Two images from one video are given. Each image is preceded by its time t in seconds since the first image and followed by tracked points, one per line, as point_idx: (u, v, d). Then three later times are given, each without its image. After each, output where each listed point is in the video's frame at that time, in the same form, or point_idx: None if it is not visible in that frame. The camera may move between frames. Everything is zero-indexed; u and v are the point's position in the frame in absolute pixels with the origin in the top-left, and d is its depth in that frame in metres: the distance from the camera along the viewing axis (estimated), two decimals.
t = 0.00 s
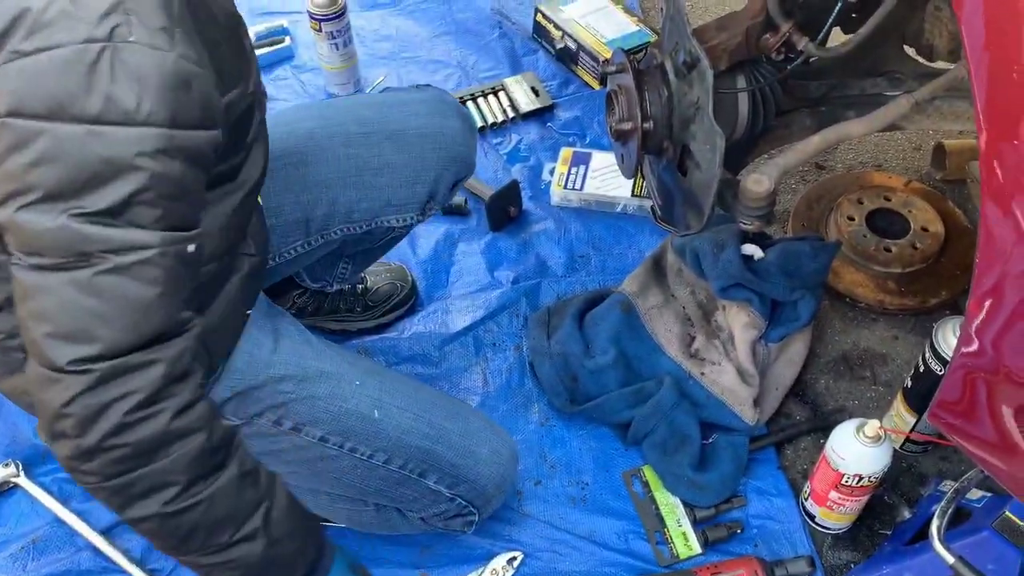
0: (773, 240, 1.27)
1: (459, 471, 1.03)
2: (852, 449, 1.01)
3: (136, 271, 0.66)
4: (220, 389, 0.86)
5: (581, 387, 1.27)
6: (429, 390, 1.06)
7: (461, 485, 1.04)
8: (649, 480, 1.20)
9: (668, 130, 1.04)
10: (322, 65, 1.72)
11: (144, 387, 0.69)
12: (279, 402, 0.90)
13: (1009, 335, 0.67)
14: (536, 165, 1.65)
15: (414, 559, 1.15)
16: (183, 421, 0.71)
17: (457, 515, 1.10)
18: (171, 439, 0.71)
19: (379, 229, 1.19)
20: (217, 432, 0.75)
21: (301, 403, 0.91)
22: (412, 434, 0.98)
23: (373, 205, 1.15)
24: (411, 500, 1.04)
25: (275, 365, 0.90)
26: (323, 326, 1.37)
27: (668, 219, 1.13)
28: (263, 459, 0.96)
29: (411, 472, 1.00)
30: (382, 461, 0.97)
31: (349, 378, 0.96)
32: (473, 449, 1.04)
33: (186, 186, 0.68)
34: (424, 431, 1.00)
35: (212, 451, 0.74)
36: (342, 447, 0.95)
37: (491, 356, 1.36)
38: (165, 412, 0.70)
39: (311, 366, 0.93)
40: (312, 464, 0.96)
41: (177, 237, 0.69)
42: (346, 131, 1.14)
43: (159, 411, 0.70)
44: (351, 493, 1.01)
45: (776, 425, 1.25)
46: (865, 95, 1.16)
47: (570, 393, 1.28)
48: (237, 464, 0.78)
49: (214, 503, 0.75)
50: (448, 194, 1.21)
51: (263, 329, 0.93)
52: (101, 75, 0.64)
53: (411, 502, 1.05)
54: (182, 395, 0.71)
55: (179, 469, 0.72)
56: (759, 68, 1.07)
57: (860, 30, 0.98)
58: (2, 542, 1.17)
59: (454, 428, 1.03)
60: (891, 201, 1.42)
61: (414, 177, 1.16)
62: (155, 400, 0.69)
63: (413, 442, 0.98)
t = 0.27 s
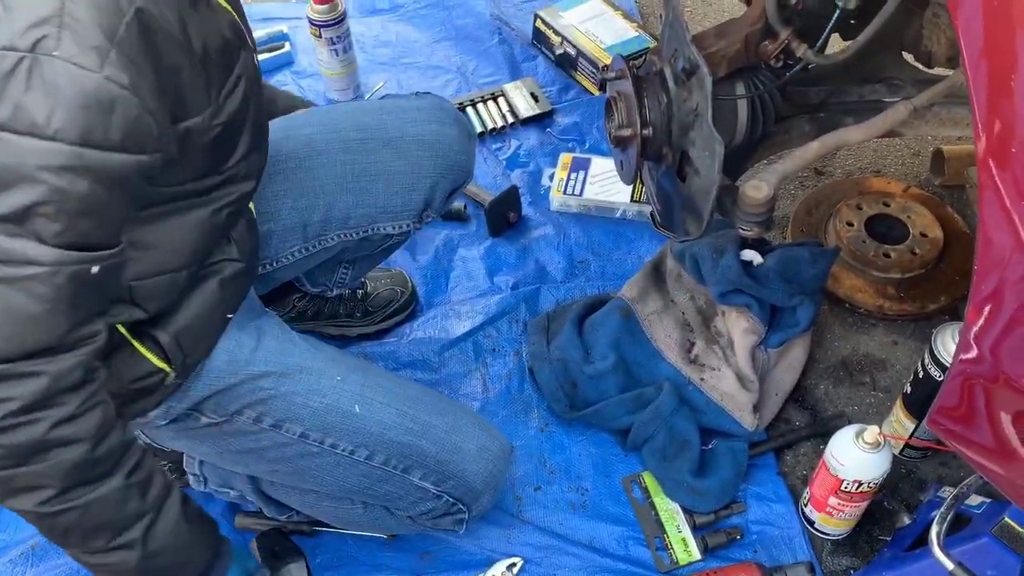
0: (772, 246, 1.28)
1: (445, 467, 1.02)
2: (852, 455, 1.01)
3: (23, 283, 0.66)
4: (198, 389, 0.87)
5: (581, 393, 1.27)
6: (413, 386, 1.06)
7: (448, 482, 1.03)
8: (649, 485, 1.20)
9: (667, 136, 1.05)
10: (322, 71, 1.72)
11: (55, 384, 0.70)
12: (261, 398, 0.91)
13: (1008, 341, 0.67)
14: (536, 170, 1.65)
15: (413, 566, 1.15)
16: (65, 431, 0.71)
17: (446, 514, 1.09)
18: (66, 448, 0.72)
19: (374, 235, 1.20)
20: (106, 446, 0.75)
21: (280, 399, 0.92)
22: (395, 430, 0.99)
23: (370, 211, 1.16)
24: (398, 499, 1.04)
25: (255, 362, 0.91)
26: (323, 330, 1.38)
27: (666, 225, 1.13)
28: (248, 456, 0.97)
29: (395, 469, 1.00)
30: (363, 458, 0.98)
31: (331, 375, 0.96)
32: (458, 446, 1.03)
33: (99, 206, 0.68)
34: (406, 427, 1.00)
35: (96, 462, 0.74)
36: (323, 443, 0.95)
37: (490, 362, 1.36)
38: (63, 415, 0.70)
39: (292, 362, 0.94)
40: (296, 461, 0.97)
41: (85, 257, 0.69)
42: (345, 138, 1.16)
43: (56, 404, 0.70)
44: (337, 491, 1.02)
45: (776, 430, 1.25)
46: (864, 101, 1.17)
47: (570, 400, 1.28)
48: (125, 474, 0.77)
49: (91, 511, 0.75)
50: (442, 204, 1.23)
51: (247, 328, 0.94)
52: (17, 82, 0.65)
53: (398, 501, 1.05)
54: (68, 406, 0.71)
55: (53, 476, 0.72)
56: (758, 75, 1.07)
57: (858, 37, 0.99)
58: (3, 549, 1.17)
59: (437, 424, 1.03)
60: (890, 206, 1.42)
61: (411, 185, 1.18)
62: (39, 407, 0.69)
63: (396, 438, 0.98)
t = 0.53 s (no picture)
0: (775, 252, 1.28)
1: (438, 485, 1.02)
2: (855, 463, 1.01)
3: None
4: (196, 390, 0.89)
5: (583, 399, 1.27)
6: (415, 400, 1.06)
7: (441, 500, 1.03)
8: (650, 492, 1.20)
9: (670, 143, 1.05)
10: (325, 76, 1.72)
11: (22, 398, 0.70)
12: (259, 403, 0.92)
13: (1011, 349, 0.67)
14: (538, 176, 1.65)
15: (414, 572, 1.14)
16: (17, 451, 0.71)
17: (438, 532, 1.09)
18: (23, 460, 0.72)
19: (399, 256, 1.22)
20: (61, 465, 0.74)
21: (277, 406, 0.92)
22: (390, 444, 0.98)
23: (397, 231, 1.18)
24: (390, 515, 1.04)
25: (255, 369, 0.92)
26: (325, 334, 1.38)
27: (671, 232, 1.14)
28: (244, 463, 0.97)
29: (388, 484, 1.00)
30: (357, 470, 0.98)
31: (333, 385, 0.97)
32: (454, 464, 1.03)
33: (30, 241, 0.66)
34: (403, 442, 0.99)
35: (53, 480, 0.74)
36: (317, 453, 0.96)
37: (492, 368, 1.36)
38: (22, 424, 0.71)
39: (294, 369, 0.94)
40: (289, 471, 0.97)
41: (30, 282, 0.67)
42: (376, 160, 1.19)
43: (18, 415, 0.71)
44: (330, 503, 1.02)
45: (778, 437, 1.25)
46: (866, 109, 1.17)
47: (572, 406, 1.28)
48: (84, 493, 0.77)
49: (47, 528, 0.75)
50: (467, 231, 1.25)
51: (252, 334, 0.94)
52: None
53: (390, 517, 1.04)
54: (22, 426, 0.71)
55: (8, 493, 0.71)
56: (761, 81, 1.07)
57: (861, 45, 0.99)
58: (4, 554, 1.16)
59: (435, 441, 1.02)
60: (893, 213, 1.42)
61: (438, 208, 1.20)
62: None
63: (391, 453, 0.98)
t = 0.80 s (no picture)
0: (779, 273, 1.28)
1: (458, 516, 1.05)
2: (860, 485, 1.00)
3: None
4: (213, 430, 0.92)
5: (588, 420, 1.27)
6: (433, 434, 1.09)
7: (460, 531, 1.06)
8: (656, 515, 1.20)
9: (674, 165, 1.05)
10: (332, 98, 1.74)
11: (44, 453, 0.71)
12: (282, 440, 0.95)
13: (1016, 372, 0.67)
14: (543, 197, 1.66)
15: None
16: (43, 514, 0.73)
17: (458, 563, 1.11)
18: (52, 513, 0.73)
19: (416, 278, 1.23)
20: (89, 523, 0.76)
21: (298, 443, 0.96)
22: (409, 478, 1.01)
23: (415, 252, 1.19)
24: (411, 547, 1.06)
25: (274, 408, 0.95)
26: (331, 354, 1.38)
27: (676, 256, 1.14)
28: (265, 498, 1.00)
29: (409, 517, 1.02)
30: (378, 504, 1.00)
31: (352, 420, 1.00)
32: (472, 496, 1.05)
33: (12, 313, 0.66)
34: (421, 475, 1.02)
35: (77, 539, 0.76)
36: (339, 489, 0.99)
37: (497, 388, 1.36)
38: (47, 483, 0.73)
39: (312, 407, 0.98)
40: (311, 505, 1.00)
41: (29, 348, 0.68)
42: (393, 183, 1.21)
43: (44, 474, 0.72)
44: (353, 536, 1.04)
45: (783, 459, 1.25)
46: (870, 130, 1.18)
47: (577, 426, 1.27)
48: (106, 549, 0.78)
49: None
50: (485, 251, 1.26)
51: (267, 371, 0.98)
52: None
53: (411, 549, 1.07)
54: (47, 489, 0.72)
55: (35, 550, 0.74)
56: (765, 105, 1.08)
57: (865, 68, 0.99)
58: None
59: (452, 473, 1.05)
60: (897, 234, 1.42)
61: (455, 229, 1.21)
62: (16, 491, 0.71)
63: (410, 486, 1.01)
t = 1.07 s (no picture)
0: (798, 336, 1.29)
1: None
2: (883, 552, 1.06)
3: None
4: (237, 490, 0.99)
5: (607, 482, 1.27)
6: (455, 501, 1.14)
7: None
8: None
9: (693, 232, 1.05)
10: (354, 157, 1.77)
11: None
12: (302, 505, 1.01)
13: None
14: (561, 254, 1.67)
15: None
16: None
17: None
18: None
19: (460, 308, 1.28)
20: None
21: (318, 507, 1.01)
22: (428, 544, 1.06)
23: (460, 283, 1.24)
24: None
25: (294, 472, 1.01)
26: (351, 411, 1.39)
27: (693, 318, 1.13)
28: (289, 562, 1.05)
29: None
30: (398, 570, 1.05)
31: (374, 486, 1.05)
32: (489, 563, 1.09)
33: None
34: (439, 542, 1.06)
35: None
36: (359, 553, 1.03)
37: (516, 450, 1.37)
38: None
39: (329, 474, 1.03)
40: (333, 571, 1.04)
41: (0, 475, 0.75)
42: (436, 213, 1.25)
43: None
44: None
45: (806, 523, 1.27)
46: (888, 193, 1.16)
47: (596, 489, 1.28)
48: None
49: None
50: (525, 275, 1.31)
51: (292, 435, 1.03)
52: None
53: None
54: None
55: None
56: (782, 174, 1.13)
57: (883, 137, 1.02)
58: None
59: (470, 540, 1.09)
60: (917, 293, 1.37)
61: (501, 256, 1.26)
62: None
63: (428, 552, 1.06)
